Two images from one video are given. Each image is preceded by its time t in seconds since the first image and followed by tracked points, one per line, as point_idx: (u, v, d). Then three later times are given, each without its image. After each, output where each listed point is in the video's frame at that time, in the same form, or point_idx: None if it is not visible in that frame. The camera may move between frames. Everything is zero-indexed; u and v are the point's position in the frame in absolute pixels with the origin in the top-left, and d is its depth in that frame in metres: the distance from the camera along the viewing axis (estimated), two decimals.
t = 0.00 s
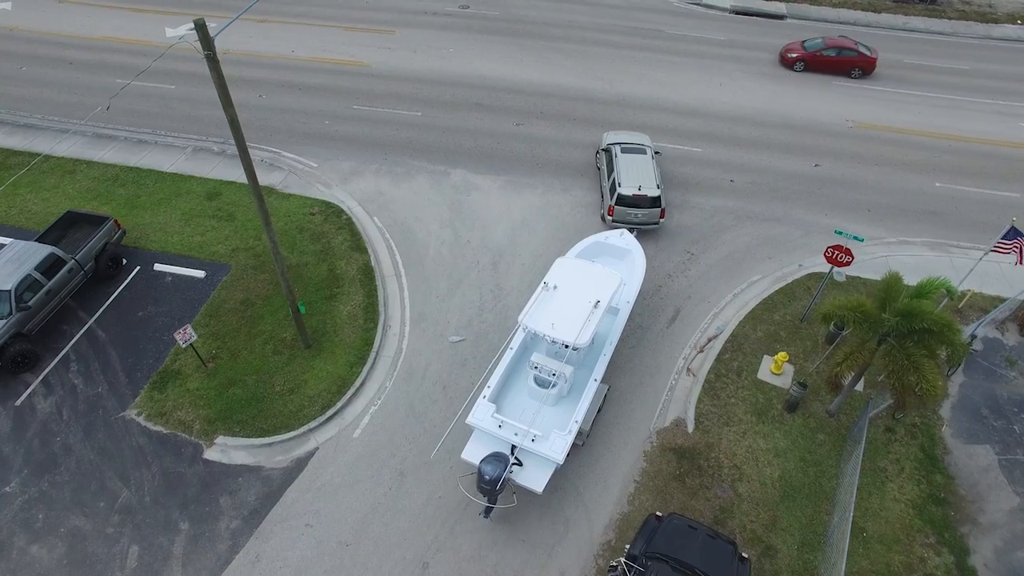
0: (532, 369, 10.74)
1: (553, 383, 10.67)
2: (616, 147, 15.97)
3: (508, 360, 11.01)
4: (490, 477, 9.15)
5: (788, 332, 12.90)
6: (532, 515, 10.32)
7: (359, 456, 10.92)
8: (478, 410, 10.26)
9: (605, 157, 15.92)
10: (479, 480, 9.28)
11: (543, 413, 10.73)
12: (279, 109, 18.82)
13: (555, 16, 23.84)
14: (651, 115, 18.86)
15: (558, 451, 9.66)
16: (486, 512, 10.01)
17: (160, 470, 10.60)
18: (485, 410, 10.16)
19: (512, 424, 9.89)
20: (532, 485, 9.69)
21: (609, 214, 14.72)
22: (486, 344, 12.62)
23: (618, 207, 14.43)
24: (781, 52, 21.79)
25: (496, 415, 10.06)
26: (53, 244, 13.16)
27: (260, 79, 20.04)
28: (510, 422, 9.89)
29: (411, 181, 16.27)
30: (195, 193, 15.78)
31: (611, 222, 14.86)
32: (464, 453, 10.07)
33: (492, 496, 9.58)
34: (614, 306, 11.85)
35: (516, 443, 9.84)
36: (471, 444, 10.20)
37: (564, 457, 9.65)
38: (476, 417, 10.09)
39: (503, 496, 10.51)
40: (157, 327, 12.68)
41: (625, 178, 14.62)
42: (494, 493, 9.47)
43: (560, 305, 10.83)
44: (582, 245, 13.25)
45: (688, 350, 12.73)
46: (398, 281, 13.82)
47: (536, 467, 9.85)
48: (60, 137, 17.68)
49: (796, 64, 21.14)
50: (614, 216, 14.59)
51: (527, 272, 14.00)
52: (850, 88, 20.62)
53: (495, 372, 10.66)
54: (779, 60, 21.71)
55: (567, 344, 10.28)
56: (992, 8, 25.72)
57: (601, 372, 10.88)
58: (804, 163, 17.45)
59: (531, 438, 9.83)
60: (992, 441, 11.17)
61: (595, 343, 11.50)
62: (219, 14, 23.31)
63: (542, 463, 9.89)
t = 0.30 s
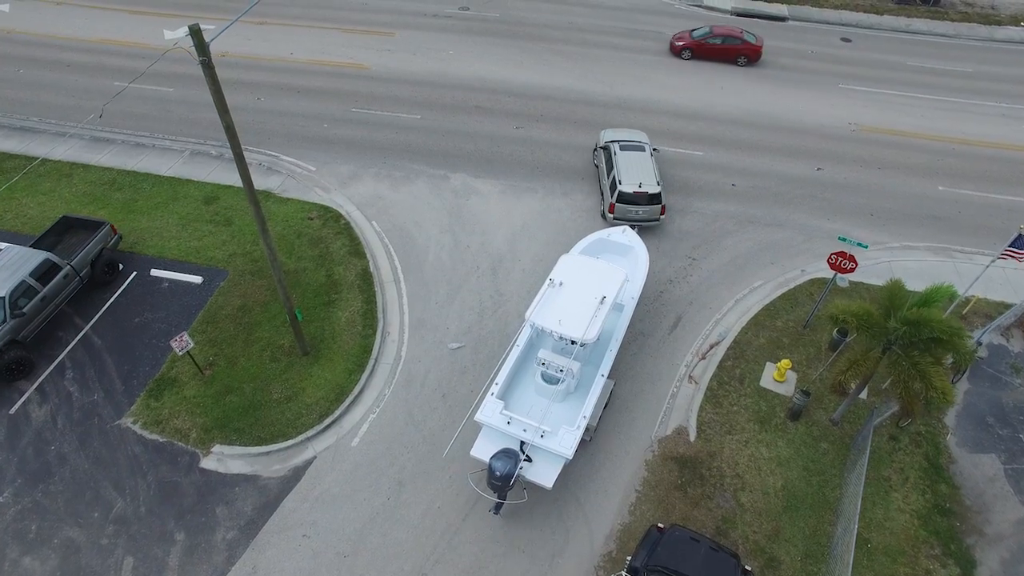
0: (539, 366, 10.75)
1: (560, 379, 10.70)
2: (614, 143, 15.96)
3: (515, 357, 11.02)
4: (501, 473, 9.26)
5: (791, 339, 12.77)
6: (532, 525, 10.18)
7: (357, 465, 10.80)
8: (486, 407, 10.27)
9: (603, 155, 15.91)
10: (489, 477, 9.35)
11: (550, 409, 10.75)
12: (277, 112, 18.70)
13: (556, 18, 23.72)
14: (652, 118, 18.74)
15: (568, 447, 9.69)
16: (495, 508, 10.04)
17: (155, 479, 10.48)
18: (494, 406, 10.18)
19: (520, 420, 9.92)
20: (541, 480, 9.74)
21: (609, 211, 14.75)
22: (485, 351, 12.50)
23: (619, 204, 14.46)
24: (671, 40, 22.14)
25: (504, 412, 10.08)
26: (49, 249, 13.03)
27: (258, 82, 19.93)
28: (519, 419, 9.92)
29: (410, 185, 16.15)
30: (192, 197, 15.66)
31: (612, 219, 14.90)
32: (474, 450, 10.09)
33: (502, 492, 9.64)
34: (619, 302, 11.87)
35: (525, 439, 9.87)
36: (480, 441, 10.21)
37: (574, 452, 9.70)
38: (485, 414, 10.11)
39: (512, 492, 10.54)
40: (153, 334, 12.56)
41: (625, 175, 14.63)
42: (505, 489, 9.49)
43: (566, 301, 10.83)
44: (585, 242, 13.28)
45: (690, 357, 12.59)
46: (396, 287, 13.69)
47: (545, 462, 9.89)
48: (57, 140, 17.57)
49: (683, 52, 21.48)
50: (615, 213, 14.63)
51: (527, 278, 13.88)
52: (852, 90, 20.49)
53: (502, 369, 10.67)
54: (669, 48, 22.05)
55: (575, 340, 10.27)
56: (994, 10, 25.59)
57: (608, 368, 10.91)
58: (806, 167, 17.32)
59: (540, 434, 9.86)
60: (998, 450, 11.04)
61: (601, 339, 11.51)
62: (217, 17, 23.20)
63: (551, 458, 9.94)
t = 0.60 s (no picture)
0: (546, 361, 10.78)
1: (568, 373, 10.73)
2: (612, 139, 15.95)
3: (522, 352, 11.04)
4: (513, 468, 9.26)
5: (793, 345, 12.65)
6: (532, 535, 10.06)
7: (355, 474, 10.68)
8: (494, 403, 10.30)
9: (601, 152, 15.91)
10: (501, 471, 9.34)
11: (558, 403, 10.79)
12: (275, 115, 18.58)
13: (556, 20, 23.61)
14: (653, 122, 18.62)
15: (577, 441, 9.72)
16: (505, 505, 10.05)
17: (151, 489, 10.34)
18: (502, 402, 10.21)
19: (530, 415, 9.95)
20: (551, 474, 9.77)
21: (610, 207, 14.79)
22: (485, 357, 12.38)
23: (620, 201, 14.51)
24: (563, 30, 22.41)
25: (512, 407, 10.11)
26: (44, 255, 12.89)
27: (257, 84, 19.80)
28: (527, 414, 9.95)
29: (410, 189, 16.02)
30: (189, 201, 15.54)
31: (613, 216, 14.94)
32: (483, 446, 10.11)
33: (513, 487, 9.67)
34: (623, 296, 11.91)
35: (534, 434, 9.90)
36: (489, 437, 10.23)
37: (583, 445, 9.74)
38: (493, 410, 10.14)
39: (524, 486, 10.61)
40: (150, 340, 12.44)
41: (625, 171, 14.65)
42: (516, 484, 9.52)
43: (573, 295, 10.85)
44: (587, 238, 13.32)
45: (692, 363, 12.47)
46: (395, 292, 13.56)
47: (555, 456, 9.93)
48: (53, 144, 17.44)
49: (572, 41, 21.76)
50: (616, 209, 14.69)
51: (527, 283, 13.76)
52: (854, 93, 20.37)
53: (509, 364, 10.70)
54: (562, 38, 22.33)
55: (582, 335, 10.29)
56: (997, 11, 25.48)
57: (614, 361, 10.95)
58: (808, 170, 17.20)
59: (549, 428, 9.89)
60: (1004, 458, 10.92)
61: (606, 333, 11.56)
62: (215, 18, 23.09)
63: (560, 452, 9.97)
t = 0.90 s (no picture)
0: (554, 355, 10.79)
1: (576, 367, 10.76)
2: (608, 135, 16.00)
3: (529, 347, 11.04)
4: (525, 461, 9.27)
5: (796, 351, 12.52)
6: (532, 544, 9.93)
7: (354, 483, 10.56)
8: (504, 397, 10.29)
9: (598, 148, 15.94)
10: (514, 465, 9.43)
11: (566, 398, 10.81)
12: (274, 117, 18.47)
13: (556, 22, 23.49)
14: (654, 125, 18.51)
15: (588, 433, 9.76)
16: (516, 497, 10.28)
17: (146, 498, 10.23)
18: (511, 396, 10.21)
19: (539, 409, 9.95)
20: (563, 467, 9.80)
21: (610, 204, 14.84)
22: (484, 364, 12.26)
23: (621, 197, 14.57)
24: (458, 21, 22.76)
25: (522, 401, 10.10)
26: (40, 260, 12.77)
27: (255, 87, 19.69)
28: (537, 407, 9.96)
29: (409, 194, 15.90)
30: (187, 205, 15.42)
31: (613, 212, 14.98)
32: (493, 440, 10.10)
33: (525, 480, 9.70)
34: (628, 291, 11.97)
35: (544, 427, 9.91)
36: (498, 432, 10.21)
37: (593, 438, 9.78)
38: (503, 405, 10.14)
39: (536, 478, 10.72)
40: (146, 346, 12.33)
41: (624, 167, 14.70)
42: (527, 477, 9.53)
43: (580, 290, 10.92)
44: (590, 234, 13.34)
45: (694, 370, 12.34)
46: (394, 297, 13.44)
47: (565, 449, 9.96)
48: (50, 147, 17.33)
49: (466, 32, 22.14)
50: (617, 206, 14.74)
51: (527, 288, 13.64)
52: (857, 96, 20.25)
53: (517, 359, 10.70)
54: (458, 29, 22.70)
55: (591, 328, 10.34)
56: (999, 13, 25.37)
57: (621, 355, 11.01)
58: (810, 174, 17.07)
59: (559, 422, 9.91)
60: (1010, 467, 10.78)
61: (612, 328, 11.60)
62: (214, 21, 22.98)
63: (570, 445, 10.01)
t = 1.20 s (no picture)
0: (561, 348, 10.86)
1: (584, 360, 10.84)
2: (604, 132, 16.10)
3: (536, 341, 11.13)
4: (538, 454, 9.34)
5: (798, 358, 12.39)
6: (533, 555, 9.80)
7: (351, 493, 10.42)
8: (513, 392, 10.37)
9: (595, 145, 16.01)
10: (526, 457, 9.46)
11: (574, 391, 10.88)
12: (272, 120, 18.34)
13: (556, 23, 23.37)
14: (655, 128, 18.38)
15: (598, 424, 9.84)
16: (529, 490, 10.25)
17: (142, 508, 10.09)
18: (521, 390, 10.28)
19: (549, 402, 10.01)
20: (574, 459, 9.87)
21: (610, 199, 14.89)
22: (484, 371, 12.13)
23: (620, 192, 14.64)
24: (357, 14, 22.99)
25: (531, 395, 10.15)
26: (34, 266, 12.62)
27: (253, 89, 19.55)
28: (547, 400, 10.04)
29: (408, 198, 15.77)
30: (184, 209, 15.28)
31: (612, 207, 15.04)
32: (504, 435, 10.16)
33: (537, 473, 9.76)
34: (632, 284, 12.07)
35: (554, 420, 9.98)
36: (508, 426, 10.26)
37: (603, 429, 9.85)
38: (512, 399, 10.20)
39: (548, 470, 10.80)
40: (142, 353, 12.19)
41: (622, 162, 14.80)
42: (540, 470, 9.59)
43: (586, 284, 11.06)
44: (592, 229, 13.39)
45: (695, 377, 12.21)
46: (393, 303, 13.30)
47: (575, 441, 10.02)
48: (47, 150, 17.19)
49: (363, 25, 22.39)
50: (616, 200, 14.81)
51: (527, 294, 13.52)
52: (859, 98, 20.12)
53: (525, 353, 10.76)
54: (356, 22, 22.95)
55: (598, 321, 10.46)
56: (1002, 15, 25.24)
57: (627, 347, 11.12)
58: (813, 178, 16.94)
59: (569, 414, 9.98)
60: (1016, 476, 10.65)
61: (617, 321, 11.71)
62: (212, 22, 22.87)
63: (580, 437, 10.08)
